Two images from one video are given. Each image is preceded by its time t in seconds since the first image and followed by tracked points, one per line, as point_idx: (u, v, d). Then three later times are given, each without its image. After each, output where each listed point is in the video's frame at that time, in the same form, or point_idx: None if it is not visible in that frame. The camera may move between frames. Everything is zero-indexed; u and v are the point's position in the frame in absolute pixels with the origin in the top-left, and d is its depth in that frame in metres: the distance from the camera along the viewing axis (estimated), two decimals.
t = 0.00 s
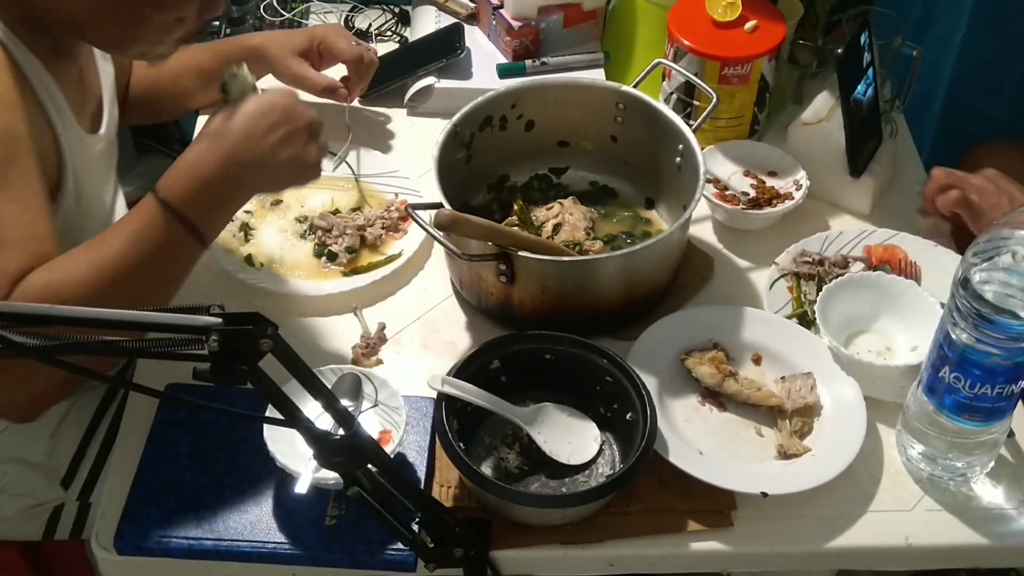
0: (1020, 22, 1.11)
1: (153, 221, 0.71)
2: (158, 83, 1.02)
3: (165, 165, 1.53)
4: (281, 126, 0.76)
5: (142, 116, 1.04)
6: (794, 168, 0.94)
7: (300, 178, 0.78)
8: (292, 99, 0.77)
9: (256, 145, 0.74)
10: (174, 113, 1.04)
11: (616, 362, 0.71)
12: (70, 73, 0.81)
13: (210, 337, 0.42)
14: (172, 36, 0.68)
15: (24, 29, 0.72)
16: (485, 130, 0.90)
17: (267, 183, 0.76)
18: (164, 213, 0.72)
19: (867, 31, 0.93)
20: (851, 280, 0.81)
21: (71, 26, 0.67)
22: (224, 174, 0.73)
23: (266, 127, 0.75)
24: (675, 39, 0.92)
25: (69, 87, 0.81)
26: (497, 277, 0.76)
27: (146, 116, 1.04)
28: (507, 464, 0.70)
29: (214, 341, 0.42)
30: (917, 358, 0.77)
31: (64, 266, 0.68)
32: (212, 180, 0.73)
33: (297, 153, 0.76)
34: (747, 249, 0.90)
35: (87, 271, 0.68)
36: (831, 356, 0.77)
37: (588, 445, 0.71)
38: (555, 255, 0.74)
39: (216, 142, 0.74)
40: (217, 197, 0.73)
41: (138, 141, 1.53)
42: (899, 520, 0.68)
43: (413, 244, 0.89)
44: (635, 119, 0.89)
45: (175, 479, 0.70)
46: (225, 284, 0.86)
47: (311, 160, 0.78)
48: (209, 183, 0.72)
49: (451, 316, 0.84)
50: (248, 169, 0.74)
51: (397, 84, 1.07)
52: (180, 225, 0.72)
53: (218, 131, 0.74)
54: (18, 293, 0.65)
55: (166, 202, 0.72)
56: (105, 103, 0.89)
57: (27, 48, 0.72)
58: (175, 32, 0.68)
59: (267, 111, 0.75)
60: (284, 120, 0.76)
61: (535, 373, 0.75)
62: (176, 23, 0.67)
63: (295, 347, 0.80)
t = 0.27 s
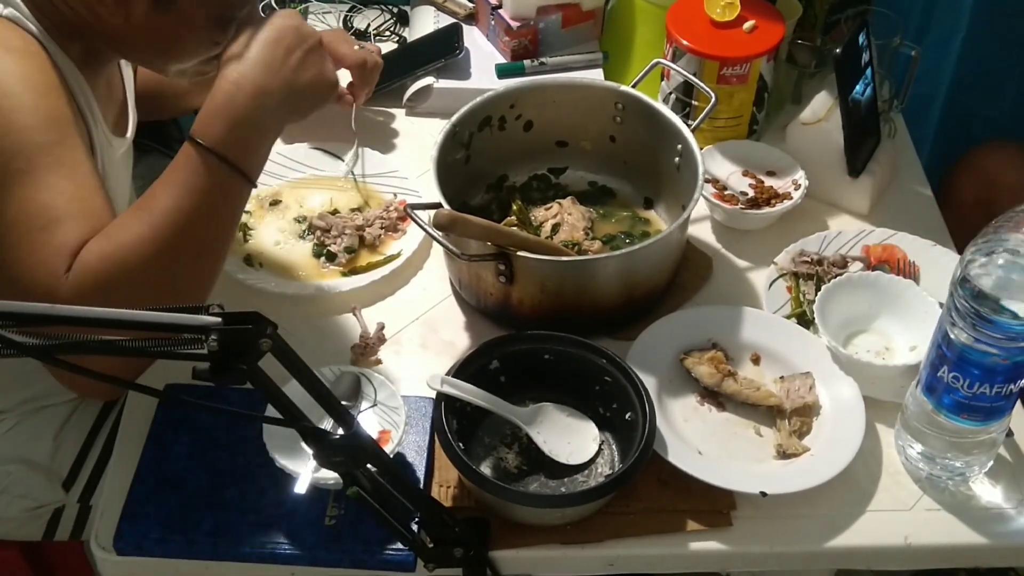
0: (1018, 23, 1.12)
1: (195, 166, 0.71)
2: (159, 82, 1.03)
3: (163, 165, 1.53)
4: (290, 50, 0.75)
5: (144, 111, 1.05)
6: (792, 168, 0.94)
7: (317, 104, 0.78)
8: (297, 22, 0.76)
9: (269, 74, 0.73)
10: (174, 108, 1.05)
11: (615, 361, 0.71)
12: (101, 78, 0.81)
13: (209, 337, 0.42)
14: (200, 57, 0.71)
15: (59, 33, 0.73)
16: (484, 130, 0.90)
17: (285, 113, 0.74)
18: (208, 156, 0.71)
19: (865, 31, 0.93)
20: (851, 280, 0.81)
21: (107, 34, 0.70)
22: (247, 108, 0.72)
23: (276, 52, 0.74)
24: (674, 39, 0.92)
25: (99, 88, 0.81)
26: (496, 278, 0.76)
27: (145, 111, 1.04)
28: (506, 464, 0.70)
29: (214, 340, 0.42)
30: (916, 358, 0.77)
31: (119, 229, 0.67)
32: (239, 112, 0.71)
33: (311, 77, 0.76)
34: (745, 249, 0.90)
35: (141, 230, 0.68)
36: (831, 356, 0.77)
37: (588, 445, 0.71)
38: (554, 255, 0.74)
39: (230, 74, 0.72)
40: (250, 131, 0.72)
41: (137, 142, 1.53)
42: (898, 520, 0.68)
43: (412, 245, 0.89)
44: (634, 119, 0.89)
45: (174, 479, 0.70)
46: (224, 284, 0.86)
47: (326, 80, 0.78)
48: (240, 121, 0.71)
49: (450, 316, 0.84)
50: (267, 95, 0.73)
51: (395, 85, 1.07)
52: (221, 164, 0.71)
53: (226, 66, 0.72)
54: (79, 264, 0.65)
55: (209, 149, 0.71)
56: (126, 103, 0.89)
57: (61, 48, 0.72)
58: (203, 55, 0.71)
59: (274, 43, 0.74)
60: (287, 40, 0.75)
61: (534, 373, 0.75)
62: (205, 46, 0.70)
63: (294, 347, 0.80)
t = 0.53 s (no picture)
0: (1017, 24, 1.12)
1: (177, 257, 0.74)
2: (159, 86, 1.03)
3: (162, 165, 1.53)
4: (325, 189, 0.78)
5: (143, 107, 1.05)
6: (792, 168, 0.94)
7: (334, 239, 0.78)
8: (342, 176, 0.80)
9: (289, 196, 0.78)
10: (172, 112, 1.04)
11: (615, 362, 0.71)
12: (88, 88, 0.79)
13: (210, 338, 0.42)
14: (193, 54, 0.69)
15: (42, 41, 0.70)
16: (483, 131, 0.90)
17: (301, 237, 0.77)
18: (196, 256, 0.75)
19: (864, 31, 0.93)
20: (851, 280, 0.81)
21: (96, 39, 0.67)
22: (249, 227, 0.76)
23: (311, 176, 0.79)
24: (674, 39, 0.92)
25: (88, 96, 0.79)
26: (496, 278, 0.76)
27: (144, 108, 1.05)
28: (506, 464, 0.70)
29: (214, 341, 0.42)
30: (916, 358, 0.77)
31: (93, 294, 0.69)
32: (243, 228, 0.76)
33: (332, 217, 0.77)
34: (745, 248, 0.90)
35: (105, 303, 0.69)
36: (831, 356, 0.77)
37: (588, 445, 0.71)
38: (554, 256, 0.74)
39: (255, 194, 0.77)
40: (242, 247, 0.76)
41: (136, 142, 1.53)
42: (897, 520, 0.68)
43: (411, 245, 0.89)
44: (633, 119, 0.89)
45: (174, 479, 0.70)
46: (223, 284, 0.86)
47: (349, 221, 0.78)
48: (244, 238, 0.76)
49: (449, 316, 0.84)
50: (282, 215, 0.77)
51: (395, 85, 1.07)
52: (202, 267, 0.75)
53: (261, 186, 0.78)
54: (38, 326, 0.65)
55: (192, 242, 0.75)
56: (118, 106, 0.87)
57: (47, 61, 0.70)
58: (195, 52, 0.69)
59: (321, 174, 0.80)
60: (327, 186, 0.79)
61: (534, 373, 0.75)
62: (195, 45, 0.68)
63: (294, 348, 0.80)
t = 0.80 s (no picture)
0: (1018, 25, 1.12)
1: (159, 266, 0.77)
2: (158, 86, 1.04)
3: (163, 165, 1.53)
4: (310, 208, 0.80)
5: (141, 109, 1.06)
6: (792, 168, 0.94)
7: (315, 259, 0.79)
8: (327, 198, 0.82)
9: (272, 215, 0.80)
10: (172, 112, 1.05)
11: (616, 362, 0.71)
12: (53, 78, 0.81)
13: (211, 339, 0.42)
14: (151, 43, 0.69)
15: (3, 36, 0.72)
16: (483, 131, 0.90)
17: (281, 257, 0.79)
18: (178, 266, 0.78)
19: (864, 31, 0.93)
20: (852, 280, 0.81)
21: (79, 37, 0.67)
22: (229, 242, 0.79)
23: (297, 198, 0.81)
24: (674, 39, 0.92)
25: (57, 91, 0.81)
26: (496, 278, 0.76)
27: (144, 108, 1.06)
28: (506, 465, 0.70)
29: (215, 342, 0.42)
30: (916, 358, 0.77)
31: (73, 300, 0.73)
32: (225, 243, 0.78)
33: (311, 236, 0.79)
34: (745, 248, 0.90)
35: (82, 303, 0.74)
36: (831, 356, 0.77)
37: (588, 446, 0.71)
38: (554, 256, 0.75)
39: (240, 212, 0.80)
40: (221, 262, 0.79)
41: (137, 142, 1.53)
42: (898, 520, 0.68)
43: (411, 245, 0.89)
44: (633, 119, 0.89)
45: (174, 479, 0.70)
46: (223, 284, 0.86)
47: (330, 242, 0.79)
48: (216, 251, 0.78)
49: (450, 316, 0.84)
50: (264, 234, 0.79)
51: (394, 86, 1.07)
52: (182, 276, 0.78)
53: (247, 205, 0.81)
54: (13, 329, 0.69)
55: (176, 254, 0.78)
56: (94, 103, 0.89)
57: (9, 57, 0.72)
58: (152, 41, 0.68)
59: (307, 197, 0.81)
60: (311, 206, 0.80)
61: (534, 373, 0.75)
62: (152, 34, 0.67)
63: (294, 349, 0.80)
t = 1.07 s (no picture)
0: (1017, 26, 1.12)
1: (164, 274, 0.79)
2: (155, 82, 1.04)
3: (163, 166, 1.53)
4: (311, 226, 0.81)
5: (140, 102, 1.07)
6: (791, 168, 0.95)
7: (316, 276, 0.81)
8: (330, 216, 0.83)
9: (275, 232, 0.81)
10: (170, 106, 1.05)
11: (615, 362, 0.71)
12: (36, 71, 0.81)
13: (210, 340, 0.42)
14: (131, 28, 0.68)
15: None
16: (482, 131, 0.90)
17: (284, 274, 0.81)
18: (183, 274, 0.79)
19: (863, 31, 0.93)
20: (851, 280, 0.81)
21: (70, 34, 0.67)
22: (231, 258, 0.80)
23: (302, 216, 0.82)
24: (673, 39, 0.92)
25: (41, 85, 0.82)
26: (495, 279, 0.76)
27: (142, 104, 1.07)
28: (506, 465, 0.70)
29: (215, 343, 0.43)
30: (916, 358, 0.77)
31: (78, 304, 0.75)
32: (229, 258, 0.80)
33: (313, 256, 0.80)
34: (744, 249, 0.90)
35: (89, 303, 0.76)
36: (831, 356, 0.77)
37: (588, 446, 0.71)
38: (553, 257, 0.75)
39: (243, 229, 0.81)
40: (225, 275, 0.80)
41: (137, 142, 1.53)
42: (898, 520, 0.68)
43: (410, 246, 0.89)
44: (632, 120, 0.89)
45: (173, 479, 0.70)
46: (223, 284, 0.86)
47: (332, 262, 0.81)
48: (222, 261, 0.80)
49: (449, 317, 0.84)
50: (266, 250, 0.80)
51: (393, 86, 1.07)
52: (186, 285, 0.79)
53: (252, 221, 0.82)
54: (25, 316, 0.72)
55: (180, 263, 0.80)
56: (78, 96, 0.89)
57: None
58: (131, 27, 0.68)
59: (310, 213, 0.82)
60: (313, 224, 0.81)
61: (534, 374, 0.75)
62: (129, 20, 0.67)
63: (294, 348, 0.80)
